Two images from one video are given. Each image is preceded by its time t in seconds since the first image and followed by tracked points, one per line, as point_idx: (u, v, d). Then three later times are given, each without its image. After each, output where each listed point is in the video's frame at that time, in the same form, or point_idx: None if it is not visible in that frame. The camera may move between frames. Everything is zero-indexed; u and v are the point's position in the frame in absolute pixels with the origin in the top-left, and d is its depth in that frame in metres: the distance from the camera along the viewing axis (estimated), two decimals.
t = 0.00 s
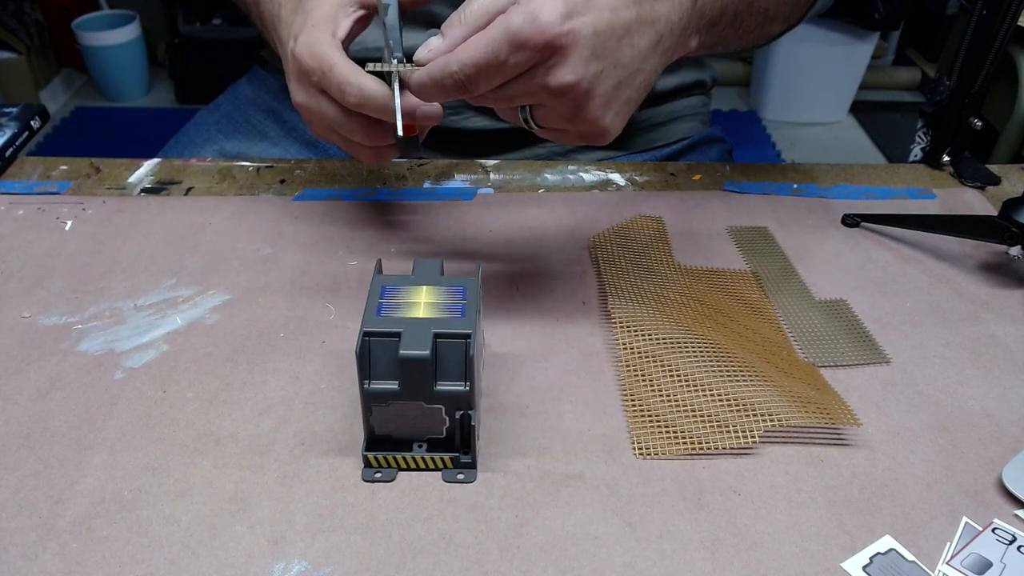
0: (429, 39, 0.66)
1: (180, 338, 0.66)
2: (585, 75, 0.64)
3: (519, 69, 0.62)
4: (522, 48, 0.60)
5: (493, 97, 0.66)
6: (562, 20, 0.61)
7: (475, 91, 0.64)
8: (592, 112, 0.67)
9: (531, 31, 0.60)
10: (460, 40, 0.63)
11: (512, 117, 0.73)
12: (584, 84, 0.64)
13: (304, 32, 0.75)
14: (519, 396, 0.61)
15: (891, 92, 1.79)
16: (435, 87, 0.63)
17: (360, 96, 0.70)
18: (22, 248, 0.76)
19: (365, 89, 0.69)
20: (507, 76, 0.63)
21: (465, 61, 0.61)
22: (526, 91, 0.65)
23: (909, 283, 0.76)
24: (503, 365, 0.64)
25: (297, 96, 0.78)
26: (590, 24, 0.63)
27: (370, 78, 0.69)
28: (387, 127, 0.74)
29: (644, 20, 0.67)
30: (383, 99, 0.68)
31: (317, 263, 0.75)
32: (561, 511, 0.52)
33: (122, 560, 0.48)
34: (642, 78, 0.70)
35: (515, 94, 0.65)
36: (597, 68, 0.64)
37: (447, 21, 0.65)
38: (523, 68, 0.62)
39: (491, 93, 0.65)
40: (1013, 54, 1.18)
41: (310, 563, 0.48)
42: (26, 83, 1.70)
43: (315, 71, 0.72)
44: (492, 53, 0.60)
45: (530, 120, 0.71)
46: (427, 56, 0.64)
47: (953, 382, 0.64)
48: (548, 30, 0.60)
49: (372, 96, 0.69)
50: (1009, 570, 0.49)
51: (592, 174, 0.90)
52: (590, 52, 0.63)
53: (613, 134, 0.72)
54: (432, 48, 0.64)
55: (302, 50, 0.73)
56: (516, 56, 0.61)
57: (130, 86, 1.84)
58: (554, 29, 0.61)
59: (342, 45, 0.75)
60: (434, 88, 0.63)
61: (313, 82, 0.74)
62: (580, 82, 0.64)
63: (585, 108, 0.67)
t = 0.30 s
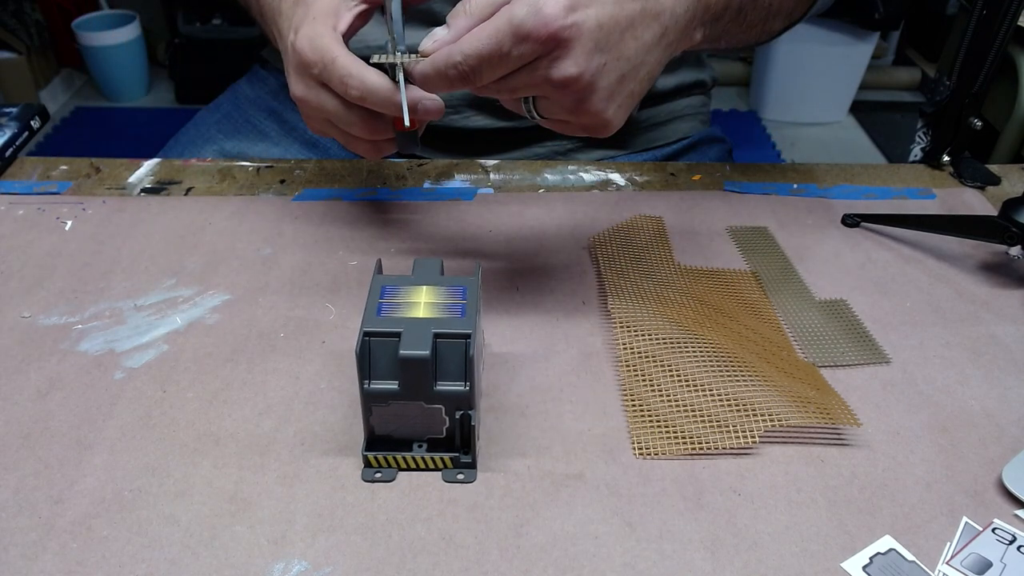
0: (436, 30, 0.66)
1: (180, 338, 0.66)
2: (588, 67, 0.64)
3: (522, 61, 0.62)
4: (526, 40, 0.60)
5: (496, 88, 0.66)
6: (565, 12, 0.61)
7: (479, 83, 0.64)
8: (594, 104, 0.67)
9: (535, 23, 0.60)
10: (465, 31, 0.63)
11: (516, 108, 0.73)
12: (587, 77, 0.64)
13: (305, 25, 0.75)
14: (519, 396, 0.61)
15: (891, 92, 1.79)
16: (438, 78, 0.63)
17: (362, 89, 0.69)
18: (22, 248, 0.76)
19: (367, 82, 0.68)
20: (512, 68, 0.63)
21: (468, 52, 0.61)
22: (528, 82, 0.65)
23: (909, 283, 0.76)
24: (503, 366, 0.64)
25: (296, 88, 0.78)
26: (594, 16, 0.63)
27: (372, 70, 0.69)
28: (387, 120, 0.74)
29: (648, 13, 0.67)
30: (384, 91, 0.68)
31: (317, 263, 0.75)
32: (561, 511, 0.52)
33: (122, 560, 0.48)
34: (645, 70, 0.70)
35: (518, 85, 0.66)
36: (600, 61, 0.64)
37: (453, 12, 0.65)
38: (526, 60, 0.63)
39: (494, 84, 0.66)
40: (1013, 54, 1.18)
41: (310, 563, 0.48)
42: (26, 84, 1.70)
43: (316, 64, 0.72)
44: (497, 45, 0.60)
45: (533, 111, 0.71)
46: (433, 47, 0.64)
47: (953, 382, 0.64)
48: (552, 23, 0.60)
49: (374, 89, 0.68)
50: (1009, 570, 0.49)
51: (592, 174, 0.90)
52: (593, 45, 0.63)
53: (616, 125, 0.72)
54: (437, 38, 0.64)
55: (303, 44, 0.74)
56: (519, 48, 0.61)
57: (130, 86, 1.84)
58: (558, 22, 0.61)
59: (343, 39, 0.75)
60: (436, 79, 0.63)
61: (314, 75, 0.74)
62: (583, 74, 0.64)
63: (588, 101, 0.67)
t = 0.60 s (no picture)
0: (441, 38, 0.66)
1: (180, 338, 0.66)
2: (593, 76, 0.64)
3: (528, 71, 0.63)
4: (533, 51, 0.60)
5: (502, 97, 0.66)
6: (571, 24, 0.61)
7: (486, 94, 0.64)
8: (600, 114, 0.68)
9: (541, 35, 0.60)
10: (470, 40, 0.63)
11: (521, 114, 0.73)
12: (592, 87, 0.65)
13: (305, 27, 0.75)
14: (519, 395, 0.61)
15: (891, 92, 1.79)
16: (444, 88, 0.63)
17: (367, 92, 0.69)
18: (22, 248, 0.76)
19: (372, 85, 0.68)
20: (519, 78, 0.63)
21: (475, 64, 0.61)
22: (534, 91, 0.65)
23: (909, 283, 0.76)
24: (503, 366, 0.64)
25: (297, 87, 0.77)
26: (599, 24, 0.63)
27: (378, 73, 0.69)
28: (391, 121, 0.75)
29: (651, 16, 0.68)
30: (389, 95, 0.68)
31: (317, 263, 0.75)
32: (561, 511, 0.52)
33: (122, 560, 0.48)
34: (648, 72, 0.71)
35: (524, 94, 0.66)
36: (605, 71, 0.65)
37: (459, 17, 0.65)
38: (533, 70, 0.63)
39: (500, 93, 0.66)
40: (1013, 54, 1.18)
41: (310, 563, 0.48)
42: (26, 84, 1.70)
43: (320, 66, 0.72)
44: (503, 57, 0.60)
45: (537, 118, 0.71)
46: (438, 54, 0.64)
47: (953, 382, 0.64)
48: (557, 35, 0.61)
49: (378, 92, 0.68)
50: (1009, 570, 0.49)
51: (592, 174, 0.90)
52: (599, 56, 0.64)
53: (620, 131, 0.72)
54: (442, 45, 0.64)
55: (303, 45, 0.73)
56: (525, 59, 0.61)
57: (130, 86, 1.84)
58: (564, 34, 0.61)
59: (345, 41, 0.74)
60: (442, 88, 0.63)
61: (315, 76, 0.74)
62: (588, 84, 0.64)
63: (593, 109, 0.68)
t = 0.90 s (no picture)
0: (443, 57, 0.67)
1: (180, 338, 0.66)
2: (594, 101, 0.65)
3: (529, 96, 0.64)
4: (533, 78, 0.62)
5: (504, 118, 0.68)
6: (573, 52, 0.61)
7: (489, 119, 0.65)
8: (601, 136, 0.69)
9: (542, 64, 0.61)
10: (473, 62, 0.65)
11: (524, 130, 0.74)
12: (593, 111, 0.66)
13: (306, 30, 0.75)
14: (519, 396, 0.61)
15: (891, 92, 1.79)
16: (447, 109, 0.65)
17: (371, 100, 0.70)
18: (22, 248, 0.76)
19: (376, 94, 0.69)
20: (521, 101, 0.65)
21: (477, 88, 0.62)
22: (536, 113, 0.67)
23: (909, 283, 0.76)
24: (504, 366, 0.64)
25: (296, 88, 0.77)
26: (599, 46, 0.63)
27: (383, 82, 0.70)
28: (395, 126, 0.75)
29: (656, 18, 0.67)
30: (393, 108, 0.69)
31: (317, 263, 0.75)
32: (561, 511, 0.52)
33: (123, 560, 0.48)
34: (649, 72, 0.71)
35: (525, 116, 0.67)
36: (606, 95, 0.65)
37: (462, 36, 0.66)
38: (534, 95, 0.64)
39: (503, 115, 0.67)
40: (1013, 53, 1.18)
41: (311, 563, 0.48)
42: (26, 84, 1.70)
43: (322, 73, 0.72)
44: (504, 83, 0.62)
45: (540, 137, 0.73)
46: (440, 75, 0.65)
47: (953, 382, 0.64)
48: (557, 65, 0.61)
49: (381, 102, 0.69)
50: (1009, 570, 0.49)
51: (592, 175, 0.90)
52: (600, 81, 0.64)
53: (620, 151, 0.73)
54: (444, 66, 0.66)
55: (303, 49, 0.73)
56: (527, 85, 0.62)
57: (130, 86, 1.84)
58: (565, 61, 0.61)
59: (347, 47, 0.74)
60: (444, 109, 0.65)
61: (316, 81, 0.74)
62: (589, 110, 0.65)
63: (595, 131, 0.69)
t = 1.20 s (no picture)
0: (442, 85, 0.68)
1: (180, 338, 0.66)
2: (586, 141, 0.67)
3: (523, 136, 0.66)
4: (528, 123, 0.64)
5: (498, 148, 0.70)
6: (566, 100, 0.63)
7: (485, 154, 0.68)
8: (590, 172, 0.71)
9: (536, 111, 0.63)
10: (471, 96, 0.66)
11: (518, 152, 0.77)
12: (584, 152, 0.68)
13: (304, 42, 0.75)
14: (519, 396, 0.61)
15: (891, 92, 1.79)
16: (445, 140, 0.67)
17: (367, 115, 0.70)
18: (22, 248, 0.76)
19: (372, 110, 0.69)
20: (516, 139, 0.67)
21: (474, 127, 0.64)
22: (529, 150, 0.69)
23: (909, 283, 0.76)
24: (504, 366, 0.64)
25: (292, 97, 0.77)
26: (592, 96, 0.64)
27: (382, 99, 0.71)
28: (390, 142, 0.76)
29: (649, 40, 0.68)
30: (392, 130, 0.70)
31: (317, 263, 0.75)
32: (561, 511, 0.52)
33: (123, 560, 0.48)
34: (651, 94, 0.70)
35: (519, 150, 0.70)
36: (596, 137, 0.68)
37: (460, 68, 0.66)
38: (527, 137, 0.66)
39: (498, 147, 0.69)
40: (1013, 53, 1.18)
41: (311, 563, 0.48)
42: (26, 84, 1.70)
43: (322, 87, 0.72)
44: (500, 125, 0.64)
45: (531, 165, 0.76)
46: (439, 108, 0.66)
47: (953, 382, 0.64)
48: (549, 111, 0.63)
49: (377, 118, 0.70)
50: (1009, 570, 0.49)
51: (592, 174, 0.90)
52: (591, 125, 0.66)
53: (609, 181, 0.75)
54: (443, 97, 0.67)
55: (300, 63, 0.73)
56: (521, 127, 0.65)
57: (130, 87, 1.85)
58: (557, 111, 0.63)
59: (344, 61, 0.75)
60: (443, 140, 0.67)
61: (314, 94, 0.74)
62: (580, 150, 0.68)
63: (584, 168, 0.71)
